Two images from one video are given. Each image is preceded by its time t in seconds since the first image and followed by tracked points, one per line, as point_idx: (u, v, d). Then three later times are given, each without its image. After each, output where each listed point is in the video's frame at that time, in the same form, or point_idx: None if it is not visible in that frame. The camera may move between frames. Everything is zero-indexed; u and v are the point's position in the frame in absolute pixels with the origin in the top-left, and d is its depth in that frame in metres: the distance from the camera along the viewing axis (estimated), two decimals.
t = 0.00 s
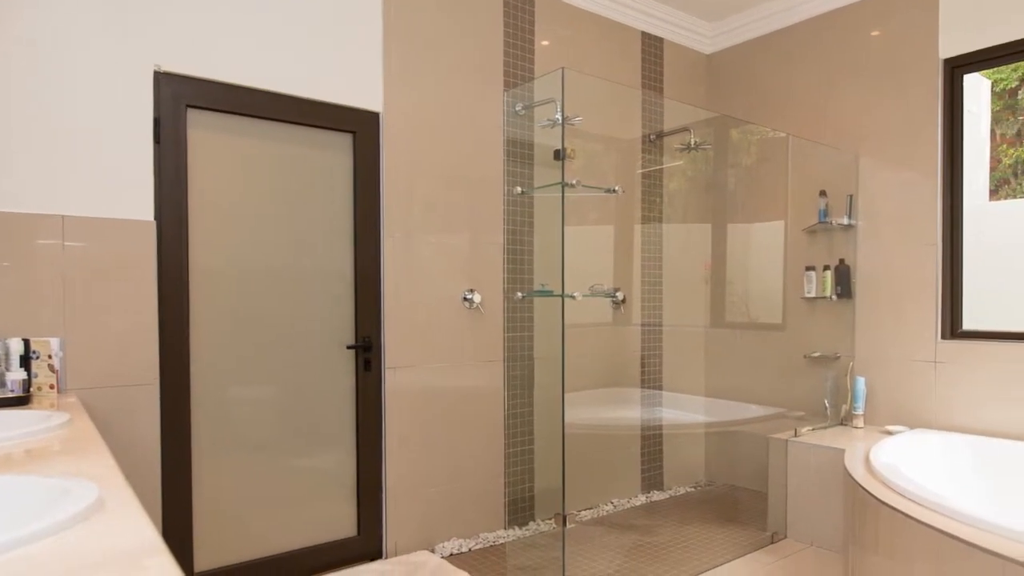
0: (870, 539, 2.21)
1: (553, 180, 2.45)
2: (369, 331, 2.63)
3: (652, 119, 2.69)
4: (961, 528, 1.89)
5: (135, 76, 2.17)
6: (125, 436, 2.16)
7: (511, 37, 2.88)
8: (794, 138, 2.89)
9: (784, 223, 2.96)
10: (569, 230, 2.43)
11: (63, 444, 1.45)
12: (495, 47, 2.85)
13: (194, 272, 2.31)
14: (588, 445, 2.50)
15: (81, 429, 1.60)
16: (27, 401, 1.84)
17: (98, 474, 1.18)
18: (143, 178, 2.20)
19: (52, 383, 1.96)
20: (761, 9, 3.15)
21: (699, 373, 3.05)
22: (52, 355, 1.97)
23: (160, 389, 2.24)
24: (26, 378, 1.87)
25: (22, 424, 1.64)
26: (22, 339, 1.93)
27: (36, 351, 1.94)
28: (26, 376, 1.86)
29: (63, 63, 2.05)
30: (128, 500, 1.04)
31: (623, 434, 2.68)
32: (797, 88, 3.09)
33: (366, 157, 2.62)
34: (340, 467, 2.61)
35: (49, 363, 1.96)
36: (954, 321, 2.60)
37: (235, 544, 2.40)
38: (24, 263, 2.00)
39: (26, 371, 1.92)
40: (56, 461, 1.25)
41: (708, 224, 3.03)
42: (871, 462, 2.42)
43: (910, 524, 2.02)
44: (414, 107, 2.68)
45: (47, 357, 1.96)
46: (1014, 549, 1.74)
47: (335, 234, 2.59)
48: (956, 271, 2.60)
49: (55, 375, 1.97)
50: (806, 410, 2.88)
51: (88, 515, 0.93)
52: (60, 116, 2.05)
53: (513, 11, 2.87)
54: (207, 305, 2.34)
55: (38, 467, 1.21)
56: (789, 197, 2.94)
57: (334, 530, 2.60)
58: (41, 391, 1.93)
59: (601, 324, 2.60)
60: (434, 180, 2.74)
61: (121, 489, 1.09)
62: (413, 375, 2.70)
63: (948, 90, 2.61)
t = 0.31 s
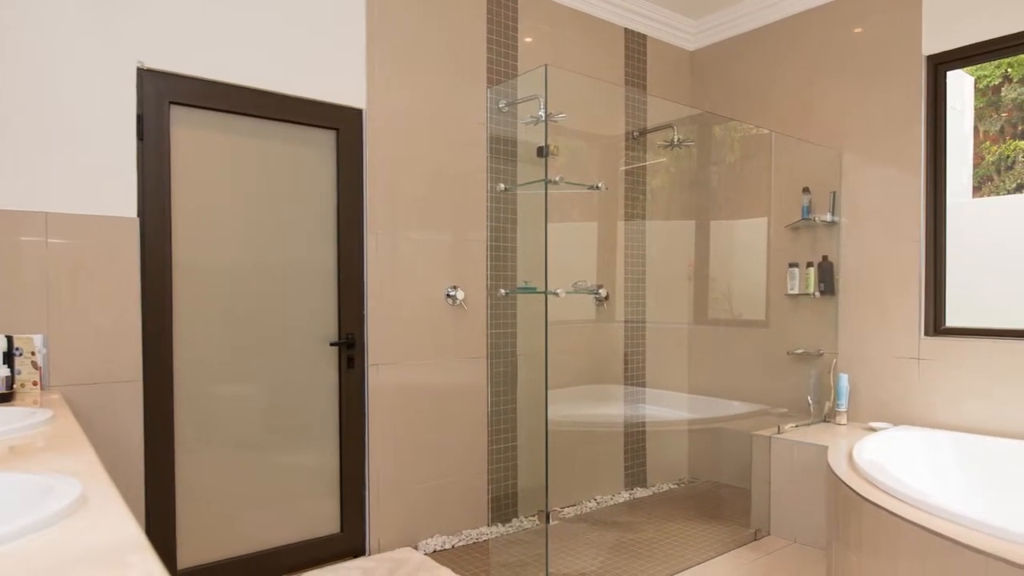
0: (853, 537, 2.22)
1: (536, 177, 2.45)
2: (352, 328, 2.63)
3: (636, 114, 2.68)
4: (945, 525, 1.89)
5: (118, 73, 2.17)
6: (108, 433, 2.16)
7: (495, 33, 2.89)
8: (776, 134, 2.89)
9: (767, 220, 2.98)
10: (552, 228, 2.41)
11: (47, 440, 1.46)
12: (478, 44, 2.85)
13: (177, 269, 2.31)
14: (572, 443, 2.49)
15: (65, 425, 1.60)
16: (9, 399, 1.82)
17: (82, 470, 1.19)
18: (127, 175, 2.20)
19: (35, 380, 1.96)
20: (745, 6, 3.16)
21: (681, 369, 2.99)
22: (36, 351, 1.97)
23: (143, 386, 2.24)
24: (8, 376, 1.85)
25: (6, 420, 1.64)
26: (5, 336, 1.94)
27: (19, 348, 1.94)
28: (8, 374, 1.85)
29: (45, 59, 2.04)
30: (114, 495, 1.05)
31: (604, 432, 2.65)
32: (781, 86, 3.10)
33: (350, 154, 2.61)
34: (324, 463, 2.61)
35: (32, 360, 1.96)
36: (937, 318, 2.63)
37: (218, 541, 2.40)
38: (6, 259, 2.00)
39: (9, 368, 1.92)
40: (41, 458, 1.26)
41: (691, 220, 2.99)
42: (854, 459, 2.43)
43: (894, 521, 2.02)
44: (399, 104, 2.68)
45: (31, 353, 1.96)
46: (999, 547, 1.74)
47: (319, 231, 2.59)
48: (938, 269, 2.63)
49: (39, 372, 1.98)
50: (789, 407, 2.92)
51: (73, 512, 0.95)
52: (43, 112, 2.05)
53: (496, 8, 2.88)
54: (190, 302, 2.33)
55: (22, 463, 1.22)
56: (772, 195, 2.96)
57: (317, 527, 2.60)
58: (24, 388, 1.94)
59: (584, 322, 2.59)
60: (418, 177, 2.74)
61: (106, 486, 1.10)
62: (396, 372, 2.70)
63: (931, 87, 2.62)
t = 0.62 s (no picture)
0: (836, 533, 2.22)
1: (519, 174, 2.42)
2: (335, 325, 2.63)
3: (619, 111, 2.67)
4: (927, 522, 1.90)
5: (101, 70, 2.17)
6: (91, 430, 2.16)
7: (478, 29, 2.89)
8: (760, 131, 2.87)
9: (751, 217, 2.96)
10: (535, 225, 2.40)
11: (29, 437, 1.47)
12: (461, 40, 2.85)
13: (160, 266, 2.30)
14: (556, 440, 2.50)
15: (48, 423, 1.61)
16: None
17: (64, 468, 1.20)
18: (110, 172, 2.19)
19: (20, 377, 1.95)
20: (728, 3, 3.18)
21: (664, 365, 3.03)
22: (19, 348, 1.97)
23: (127, 383, 2.24)
24: None
25: None
26: None
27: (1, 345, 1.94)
28: None
29: (28, 55, 2.04)
30: (94, 492, 1.08)
31: (588, 428, 2.66)
32: (765, 83, 3.11)
33: (332, 151, 2.62)
34: (307, 460, 2.61)
35: (16, 357, 1.96)
36: (921, 315, 2.62)
37: (202, 538, 2.40)
38: None
39: None
40: (22, 455, 1.27)
41: (675, 217, 3.02)
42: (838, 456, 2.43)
43: (876, 518, 2.02)
44: (382, 101, 2.69)
45: (14, 351, 1.96)
46: (982, 543, 1.74)
47: (302, 227, 2.59)
48: (922, 264, 2.60)
49: (22, 368, 1.97)
50: (772, 403, 2.92)
51: (55, 510, 0.96)
52: (25, 109, 2.04)
53: (479, 5, 2.89)
54: (173, 299, 2.33)
55: (3, 461, 1.23)
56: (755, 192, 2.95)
57: (300, 523, 2.60)
58: (8, 384, 1.93)
59: (568, 318, 2.59)
60: (401, 173, 2.74)
61: (88, 484, 1.12)
62: (380, 369, 2.70)
63: (914, 84, 2.61)
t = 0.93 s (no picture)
0: (818, 529, 2.23)
1: (502, 171, 2.44)
2: (319, 321, 2.64)
3: (602, 107, 2.67)
4: (911, 519, 1.90)
5: (84, 67, 2.17)
6: (74, 428, 2.16)
7: (462, 26, 2.90)
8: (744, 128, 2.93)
9: (734, 212, 2.98)
10: (519, 221, 2.42)
11: (11, 433, 1.48)
12: (445, 37, 2.86)
13: (144, 263, 2.31)
14: (539, 437, 2.47)
15: (32, 419, 1.62)
16: None
17: (46, 465, 1.22)
18: (94, 170, 2.20)
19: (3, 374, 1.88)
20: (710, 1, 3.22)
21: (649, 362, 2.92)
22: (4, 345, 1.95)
23: (110, 380, 2.24)
24: None
25: None
26: None
27: None
28: None
29: (11, 52, 2.04)
30: (76, 488, 1.09)
31: (569, 425, 2.60)
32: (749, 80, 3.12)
33: (316, 148, 2.62)
34: (290, 457, 2.61)
35: None
36: (904, 312, 2.66)
37: (186, 535, 2.40)
38: None
39: None
40: (6, 452, 1.29)
41: (659, 210, 2.92)
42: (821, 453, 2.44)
43: (860, 515, 2.02)
44: (366, 98, 2.69)
45: None
46: (965, 539, 1.75)
47: (285, 224, 2.59)
48: (905, 260, 2.66)
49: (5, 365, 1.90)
50: (755, 400, 2.93)
51: (40, 507, 0.98)
52: (8, 105, 2.04)
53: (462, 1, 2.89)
54: (157, 296, 2.33)
55: None
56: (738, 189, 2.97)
57: (284, 520, 2.60)
58: None
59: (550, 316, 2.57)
60: (385, 170, 2.75)
61: (70, 479, 1.13)
62: (363, 366, 2.70)
63: (897, 79, 2.64)
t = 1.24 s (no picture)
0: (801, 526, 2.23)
1: (485, 168, 2.42)
2: (302, 318, 2.64)
3: (585, 104, 2.67)
4: (893, 516, 1.90)
5: (67, 63, 2.16)
6: (57, 425, 2.15)
7: (445, 23, 2.90)
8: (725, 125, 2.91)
9: (717, 210, 2.97)
10: (501, 218, 2.40)
11: None
12: (428, 34, 2.86)
13: (127, 260, 2.30)
14: (521, 434, 2.48)
15: (17, 416, 1.63)
16: None
17: (29, 462, 1.23)
18: (76, 167, 2.19)
19: None
20: None
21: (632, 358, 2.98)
22: None
23: (94, 377, 2.23)
24: None
25: None
26: None
27: None
28: None
29: None
30: (59, 488, 1.10)
31: (553, 421, 2.64)
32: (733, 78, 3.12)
33: (299, 145, 2.62)
34: (274, 454, 2.61)
35: None
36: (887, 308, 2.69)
37: (169, 532, 2.40)
38: None
39: None
40: None
41: (642, 209, 2.97)
42: (804, 450, 2.45)
43: (842, 511, 2.03)
44: (349, 95, 2.69)
45: None
46: (947, 535, 1.75)
47: (269, 221, 2.59)
48: (888, 258, 2.70)
49: None
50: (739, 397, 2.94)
51: (23, 503, 1.00)
52: None
53: None
54: (140, 293, 2.33)
55: None
56: (721, 186, 2.96)
57: (267, 517, 2.61)
58: None
59: (532, 312, 2.57)
60: (368, 167, 2.75)
61: (52, 477, 1.15)
62: (347, 362, 2.71)
63: (881, 76, 2.67)
